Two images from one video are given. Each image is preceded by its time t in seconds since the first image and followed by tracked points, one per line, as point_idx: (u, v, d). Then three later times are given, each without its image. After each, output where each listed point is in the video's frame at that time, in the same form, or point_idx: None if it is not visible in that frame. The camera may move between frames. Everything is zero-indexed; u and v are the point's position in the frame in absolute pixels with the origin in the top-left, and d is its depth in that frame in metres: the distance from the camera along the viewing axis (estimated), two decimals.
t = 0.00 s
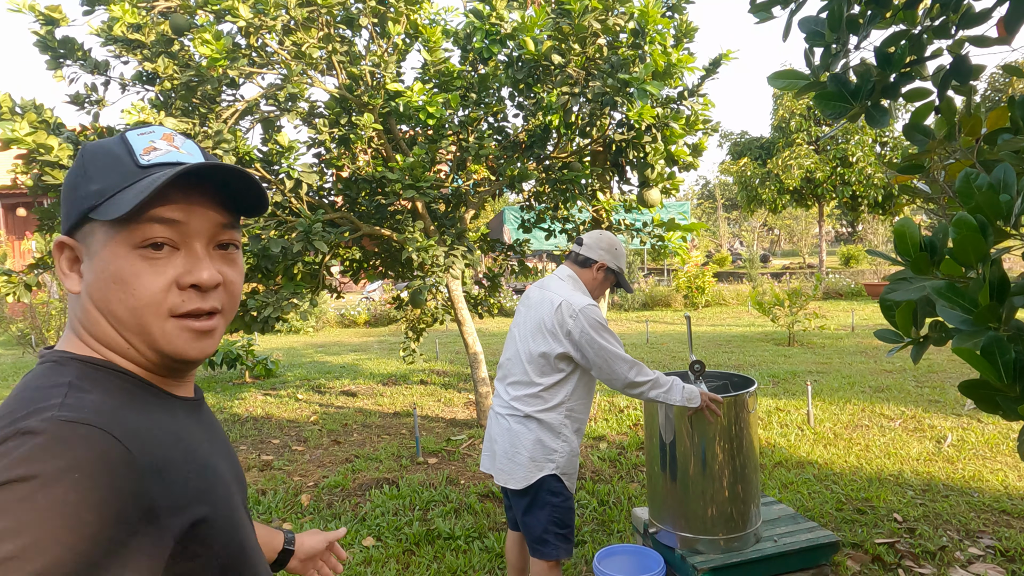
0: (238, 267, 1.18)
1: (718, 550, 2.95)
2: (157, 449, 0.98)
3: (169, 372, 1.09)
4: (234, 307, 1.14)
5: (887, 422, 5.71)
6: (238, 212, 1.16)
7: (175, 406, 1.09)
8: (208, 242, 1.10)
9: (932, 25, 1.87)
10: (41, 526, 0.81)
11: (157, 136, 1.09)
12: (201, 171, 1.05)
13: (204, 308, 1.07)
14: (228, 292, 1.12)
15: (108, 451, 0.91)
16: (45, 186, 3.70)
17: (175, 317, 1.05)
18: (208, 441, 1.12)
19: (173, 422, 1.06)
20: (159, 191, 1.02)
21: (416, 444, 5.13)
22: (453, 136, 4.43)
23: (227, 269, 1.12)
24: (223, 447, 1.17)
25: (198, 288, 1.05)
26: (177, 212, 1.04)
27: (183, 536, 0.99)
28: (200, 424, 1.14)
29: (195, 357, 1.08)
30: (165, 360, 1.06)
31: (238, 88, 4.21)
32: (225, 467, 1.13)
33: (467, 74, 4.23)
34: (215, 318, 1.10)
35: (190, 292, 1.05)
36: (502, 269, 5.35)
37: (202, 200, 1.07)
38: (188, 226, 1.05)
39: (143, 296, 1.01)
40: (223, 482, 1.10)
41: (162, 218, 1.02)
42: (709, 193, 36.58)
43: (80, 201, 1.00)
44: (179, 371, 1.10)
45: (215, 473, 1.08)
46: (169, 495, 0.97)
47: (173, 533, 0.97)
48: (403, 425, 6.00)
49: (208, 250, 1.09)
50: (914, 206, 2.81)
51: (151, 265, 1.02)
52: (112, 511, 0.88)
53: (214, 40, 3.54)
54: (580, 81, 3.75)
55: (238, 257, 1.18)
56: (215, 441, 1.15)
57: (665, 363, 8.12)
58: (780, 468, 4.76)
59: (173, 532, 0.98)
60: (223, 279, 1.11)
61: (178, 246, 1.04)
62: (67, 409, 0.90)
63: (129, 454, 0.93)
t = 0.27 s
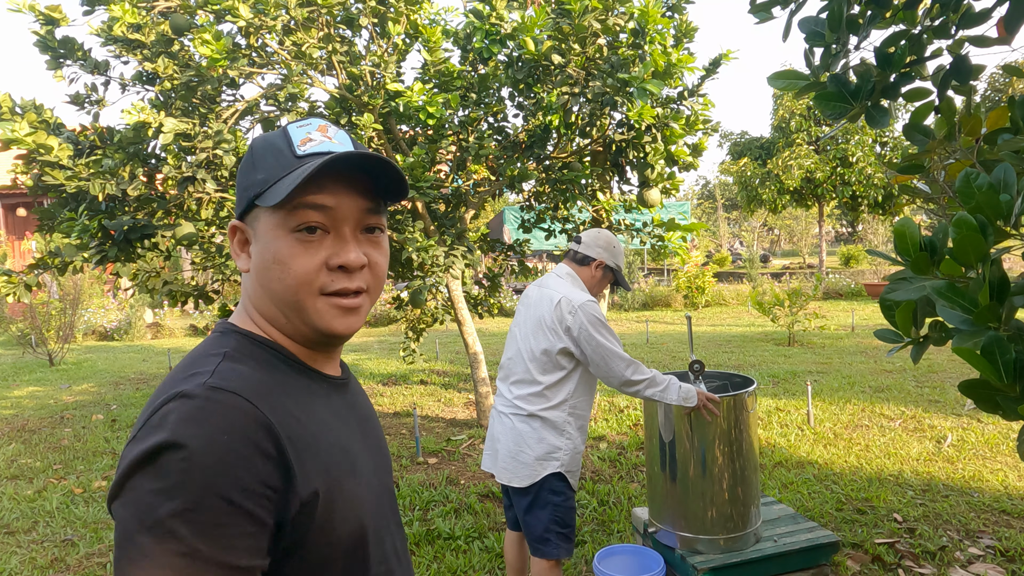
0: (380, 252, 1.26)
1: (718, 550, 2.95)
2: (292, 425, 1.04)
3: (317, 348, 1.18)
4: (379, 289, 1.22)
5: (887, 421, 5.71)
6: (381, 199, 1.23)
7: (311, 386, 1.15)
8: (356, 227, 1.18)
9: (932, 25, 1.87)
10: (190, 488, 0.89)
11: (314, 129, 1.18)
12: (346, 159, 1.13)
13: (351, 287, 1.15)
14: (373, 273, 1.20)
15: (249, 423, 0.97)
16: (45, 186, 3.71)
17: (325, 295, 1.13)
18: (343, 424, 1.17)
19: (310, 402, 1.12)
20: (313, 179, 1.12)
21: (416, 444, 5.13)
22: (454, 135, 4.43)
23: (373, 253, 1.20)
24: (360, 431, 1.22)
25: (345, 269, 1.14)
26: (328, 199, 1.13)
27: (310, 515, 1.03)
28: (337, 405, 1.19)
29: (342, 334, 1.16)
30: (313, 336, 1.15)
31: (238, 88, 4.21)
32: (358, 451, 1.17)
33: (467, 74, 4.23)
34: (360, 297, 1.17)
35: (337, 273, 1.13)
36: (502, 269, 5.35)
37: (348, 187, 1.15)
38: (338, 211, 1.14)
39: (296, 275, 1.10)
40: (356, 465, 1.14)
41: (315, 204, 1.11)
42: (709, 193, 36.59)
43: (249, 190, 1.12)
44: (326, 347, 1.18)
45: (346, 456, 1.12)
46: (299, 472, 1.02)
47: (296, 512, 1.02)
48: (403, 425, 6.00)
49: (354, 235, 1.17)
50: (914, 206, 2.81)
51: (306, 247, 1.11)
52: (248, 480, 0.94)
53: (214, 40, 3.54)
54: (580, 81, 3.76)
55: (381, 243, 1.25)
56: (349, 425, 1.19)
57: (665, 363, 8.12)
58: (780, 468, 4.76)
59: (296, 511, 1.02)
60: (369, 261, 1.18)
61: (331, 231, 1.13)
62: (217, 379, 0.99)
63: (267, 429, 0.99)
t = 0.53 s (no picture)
0: (457, 244, 1.28)
1: (718, 549, 2.95)
2: (318, 400, 1.09)
3: (392, 334, 1.22)
4: (451, 279, 1.24)
5: (887, 421, 5.71)
6: (458, 192, 1.26)
7: (366, 368, 1.18)
8: (427, 218, 1.22)
9: (932, 25, 1.87)
10: (197, 437, 0.99)
11: (395, 126, 1.24)
12: (413, 152, 1.19)
13: (420, 274, 1.18)
14: (444, 262, 1.23)
15: (268, 391, 1.04)
16: (45, 186, 3.71)
17: (395, 280, 1.17)
18: (390, 411, 1.17)
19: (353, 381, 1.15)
20: (387, 172, 1.19)
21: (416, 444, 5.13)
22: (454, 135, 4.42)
23: (444, 242, 1.23)
24: (414, 420, 1.21)
25: (413, 257, 1.18)
26: (400, 191, 1.19)
27: (318, 480, 1.07)
28: (394, 392, 1.20)
29: (412, 320, 1.19)
30: (384, 321, 1.19)
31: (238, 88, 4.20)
32: (398, 438, 1.17)
33: (467, 74, 4.23)
34: (429, 285, 1.20)
35: (404, 260, 1.17)
36: (502, 269, 5.34)
37: (419, 180, 1.21)
38: (407, 202, 1.19)
39: (368, 260, 1.16)
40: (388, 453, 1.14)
41: (387, 195, 1.18)
42: (709, 193, 36.59)
43: (336, 185, 1.21)
44: (397, 333, 1.22)
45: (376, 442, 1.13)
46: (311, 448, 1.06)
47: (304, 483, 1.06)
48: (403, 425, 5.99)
49: (425, 225, 1.22)
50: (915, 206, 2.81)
51: (379, 235, 1.18)
52: (253, 443, 1.01)
53: (214, 41, 3.55)
54: (580, 81, 3.76)
55: (457, 234, 1.28)
56: (398, 412, 1.19)
57: (665, 363, 8.12)
58: (780, 468, 4.76)
59: (304, 483, 1.07)
60: (437, 251, 1.21)
61: (402, 220, 1.19)
62: (257, 346, 1.08)
63: (285, 398, 1.06)
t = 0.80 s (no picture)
0: (497, 234, 1.30)
1: (718, 550, 2.95)
2: (347, 372, 1.16)
3: (436, 320, 1.26)
4: (489, 267, 1.26)
5: (887, 421, 5.71)
6: (496, 186, 1.28)
7: (405, 344, 1.22)
8: (463, 211, 1.26)
9: (931, 25, 1.88)
10: (247, 394, 1.12)
11: (437, 127, 1.28)
12: (446, 149, 1.23)
13: (456, 263, 1.23)
14: (481, 252, 1.26)
15: (303, 361, 1.14)
16: (45, 186, 3.71)
17: (435, 269, 1.23)
18: (419, 387, 1.19)
19: (388, 356, 1.19)
20: (425, 169, 1.24)
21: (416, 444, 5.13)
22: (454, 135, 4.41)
23: (482, 233, 1.26)
24: (447, 397, 1.20)
25: (449, 247, 1.22)
26: (437, 186, 1.24)
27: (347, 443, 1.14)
28: (429, 369, 1.21)
29: (451, 307, 1.23)
30: (427, 307, 1.24)
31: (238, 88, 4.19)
32: (426, 414, 1.18)
33: (467, 74, 4.22)
34: (466, 273, 1.24)
35: (440, 250, 1.22)
36: (502, 269, 5.33)
37: (456, 175, 1.25)
38: (443, 197, 1.24)
39: (410, 251, 1.23)
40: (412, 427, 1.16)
41: (426, 191, 1.24)
42: (709, 193, 36.58)
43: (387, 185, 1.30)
44: (439, 320, 1.26)
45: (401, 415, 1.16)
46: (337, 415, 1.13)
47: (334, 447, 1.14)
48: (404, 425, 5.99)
49: (462, 217, 1.25)
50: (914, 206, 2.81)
51: (419, 229, 1.24)
52: (287, 406, 1.12)
53: (214, 41, 3.55)
54: (580, 81, 3.75)
55: (497, 226, 1.30)
56: (429, 389, 1.19)
57: (665, 363, 8.12)
58: (780, 468, 4.76)
59: (335, 447, 1.14)
60: (472, 241, 1.24)
61: (441, 214, 1.24)
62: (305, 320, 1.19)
63: (315, 367, 1.14)
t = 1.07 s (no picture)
0: (478, 240, 1.27)
1: (718, 550, 2.95)
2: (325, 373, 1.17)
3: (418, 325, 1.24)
4: (470, 272, 1.24)
5: (887, 421, 5.71)
6: (475, 191, 1.26)
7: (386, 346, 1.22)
8: (443, 217, 1.24)
9: (931, 26, 1.88)
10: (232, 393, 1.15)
11: (418, 137, 1.28)
12: (423, 157, 1.23)
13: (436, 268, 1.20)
14: (462, 256, 1.23)
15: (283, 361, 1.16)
16: (45, 186, 3.71)
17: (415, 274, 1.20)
18: (396, 387, 1.19)
19: (367, 357, 1.20)
20: (404, 178, 1.24)
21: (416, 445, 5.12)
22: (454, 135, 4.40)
23: (462, 237, 1.24)
24: (424, 397, 1.20)
25: (428, 252, 1.19)
26: (417, 193, 1.23)
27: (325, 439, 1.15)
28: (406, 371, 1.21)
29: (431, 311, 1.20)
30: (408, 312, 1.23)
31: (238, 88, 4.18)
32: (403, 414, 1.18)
33: (467, 74, 4.22)
34: (446, 277, 1.21)
35: (419, 254, 1.19)
36: (502, 269, 5.33)
37: (435, 181, 1.23)
38: (422, 203, 1.23)
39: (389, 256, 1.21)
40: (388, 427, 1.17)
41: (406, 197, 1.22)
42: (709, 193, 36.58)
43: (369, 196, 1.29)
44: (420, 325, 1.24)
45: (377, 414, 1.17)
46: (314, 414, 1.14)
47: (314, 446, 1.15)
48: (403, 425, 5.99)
49: (442, 223, 1.23)
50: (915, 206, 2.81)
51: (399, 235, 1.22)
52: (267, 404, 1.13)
53: (214, 41, 3.55)
54: (580, 81, 3.75)
55: (478, 232, 1.28)
56: (406, 389, 1.20)
57: (665, 363, 8.12)
58: (780, 468, 4.76)
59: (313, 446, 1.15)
60: (453, 245, 1.21)
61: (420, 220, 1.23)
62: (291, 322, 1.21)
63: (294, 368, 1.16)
